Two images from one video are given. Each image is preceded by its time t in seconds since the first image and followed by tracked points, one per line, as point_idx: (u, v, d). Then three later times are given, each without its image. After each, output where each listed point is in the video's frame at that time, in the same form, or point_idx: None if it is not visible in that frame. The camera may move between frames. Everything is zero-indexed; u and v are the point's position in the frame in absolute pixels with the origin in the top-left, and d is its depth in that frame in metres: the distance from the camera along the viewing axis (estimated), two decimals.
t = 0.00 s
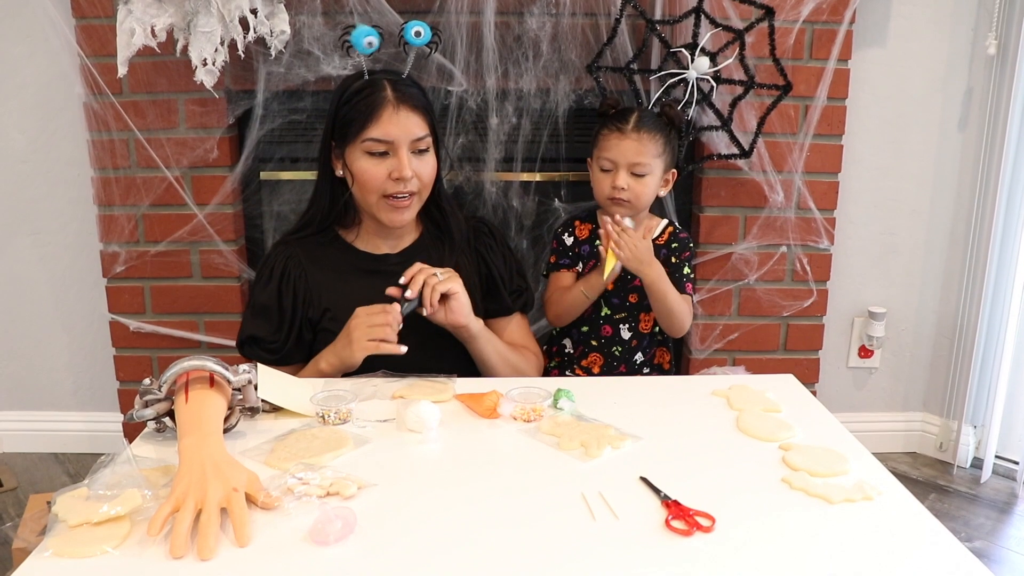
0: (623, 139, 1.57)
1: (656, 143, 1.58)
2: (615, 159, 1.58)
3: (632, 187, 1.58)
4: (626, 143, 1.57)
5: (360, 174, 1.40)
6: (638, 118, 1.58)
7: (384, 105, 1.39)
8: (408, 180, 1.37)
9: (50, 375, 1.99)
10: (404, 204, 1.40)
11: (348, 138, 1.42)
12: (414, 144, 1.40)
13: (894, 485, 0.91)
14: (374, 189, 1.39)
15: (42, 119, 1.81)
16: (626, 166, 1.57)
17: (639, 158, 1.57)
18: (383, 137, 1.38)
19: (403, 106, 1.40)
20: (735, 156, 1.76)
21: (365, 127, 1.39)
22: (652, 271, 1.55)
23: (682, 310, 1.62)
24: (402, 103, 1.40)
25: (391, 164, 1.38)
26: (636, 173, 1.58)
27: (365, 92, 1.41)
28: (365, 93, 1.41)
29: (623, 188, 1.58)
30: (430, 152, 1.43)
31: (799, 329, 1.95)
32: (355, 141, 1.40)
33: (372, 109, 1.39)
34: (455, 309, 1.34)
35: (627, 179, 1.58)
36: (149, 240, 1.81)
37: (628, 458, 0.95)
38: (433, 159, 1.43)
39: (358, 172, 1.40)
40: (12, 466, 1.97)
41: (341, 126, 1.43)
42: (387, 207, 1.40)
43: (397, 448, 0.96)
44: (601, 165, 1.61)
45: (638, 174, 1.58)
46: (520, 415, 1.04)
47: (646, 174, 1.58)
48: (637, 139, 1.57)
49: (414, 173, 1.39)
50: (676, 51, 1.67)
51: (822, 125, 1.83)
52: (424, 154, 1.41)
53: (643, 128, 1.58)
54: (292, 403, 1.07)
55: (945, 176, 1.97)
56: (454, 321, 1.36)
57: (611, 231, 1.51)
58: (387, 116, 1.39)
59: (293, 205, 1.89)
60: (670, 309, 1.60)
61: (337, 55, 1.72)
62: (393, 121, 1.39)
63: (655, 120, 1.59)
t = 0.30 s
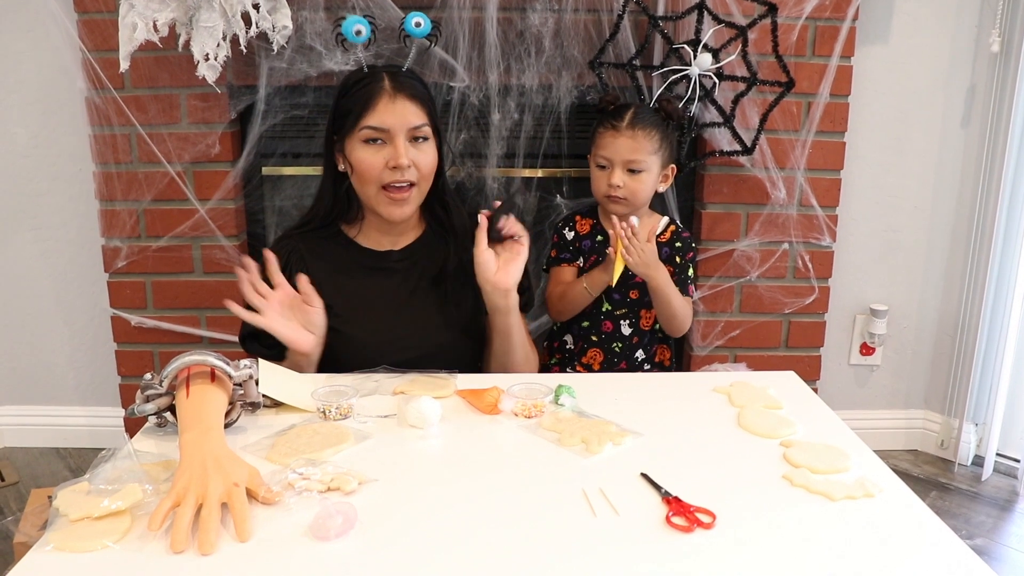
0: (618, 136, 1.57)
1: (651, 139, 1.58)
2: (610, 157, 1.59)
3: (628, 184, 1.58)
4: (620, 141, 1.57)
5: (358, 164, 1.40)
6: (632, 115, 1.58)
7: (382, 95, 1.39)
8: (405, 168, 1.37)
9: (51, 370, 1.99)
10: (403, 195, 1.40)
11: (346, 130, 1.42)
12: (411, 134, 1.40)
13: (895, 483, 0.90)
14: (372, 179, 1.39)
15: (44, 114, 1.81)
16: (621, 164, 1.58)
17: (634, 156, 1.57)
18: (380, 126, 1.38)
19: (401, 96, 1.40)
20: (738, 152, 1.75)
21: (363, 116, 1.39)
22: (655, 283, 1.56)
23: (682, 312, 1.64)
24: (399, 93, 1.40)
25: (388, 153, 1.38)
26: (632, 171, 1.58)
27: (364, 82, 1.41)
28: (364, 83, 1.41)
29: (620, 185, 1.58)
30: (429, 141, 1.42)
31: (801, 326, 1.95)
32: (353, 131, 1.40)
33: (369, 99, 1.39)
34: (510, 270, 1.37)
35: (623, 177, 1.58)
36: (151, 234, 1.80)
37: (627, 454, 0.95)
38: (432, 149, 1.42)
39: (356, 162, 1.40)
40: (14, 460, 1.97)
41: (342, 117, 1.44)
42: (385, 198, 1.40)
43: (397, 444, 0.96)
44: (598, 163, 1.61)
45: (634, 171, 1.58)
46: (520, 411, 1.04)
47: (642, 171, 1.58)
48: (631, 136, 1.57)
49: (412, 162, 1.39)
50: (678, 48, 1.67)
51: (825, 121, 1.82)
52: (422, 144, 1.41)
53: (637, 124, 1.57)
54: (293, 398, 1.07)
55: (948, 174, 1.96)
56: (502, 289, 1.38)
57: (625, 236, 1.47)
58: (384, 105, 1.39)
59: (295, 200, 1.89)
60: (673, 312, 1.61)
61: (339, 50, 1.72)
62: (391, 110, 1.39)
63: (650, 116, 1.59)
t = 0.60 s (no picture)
0: (615, 135, 1.57)
1: (647, 138, 1.57)
2: (607, 156, 1.59)
3: (625, 182, 1.58)
4: (616, 140, 1.57)
5: (352, 162, 1.40)
6: (628, 113, 1.58)
7: (374, 93, 1.40)
8: (397, 164, 1.36)
9: (52, 368, 1.99)
10: (399, 191, 1.39)
11: (343, 128, 1.43)
12: (404, 128, 1.39)
13: (895, 480, 0.90)
14: (366, 176, 1.38)
15: (45, 112, 1.81)
16: (618, 163, 1.58)
17: (631, 155, 1.57)
18: (371, 123, 1.39)
19: (393, 92, 1.40)
20: (738, 150, 1.75)
21: (355, 113, 1.40)
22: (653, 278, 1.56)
23: (681, 308, 1.64)
24: (391, 89, 1.40)
25: (380, 150, 1.38)
26: (629, 170, 1.58)
27: (358, 80, 1.42)
28: (360, 80, 1.42)
29: (616, 185, 1.58)
30: (425, 137, 1.41)
31: (802, 323, 1.95)
32: (348, 130, 1.41)
33: (362, 96, 1.40)
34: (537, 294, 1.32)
35: (620, 176, 1.58)
36: (151, 233, 1.80)
37: (627, 452, 0.95)
38: (426, 143, 1.41)
39: (352, 160, 1.40)
40: (14, 459, 1.97)
41: (338, 115, 1.45)
42: (380, 194, 1.39)
43: (397, 442, 0.96)
44: (596, 161, 1.61)
45: (631, 169, 1.58)
46: (520, 409, 1.04)
47: (638, 170, 1.58)
48: (627, 135, 1.57)
49: (405, 157, 1.38)
50: (678, 45, 1.67)
51: (826, 119, 1.82)
52: (417, 139, 1.40)
53: (633, 123, 1.57)
54: (294, 396, 1.07)
55: (948, 171, 1.96)
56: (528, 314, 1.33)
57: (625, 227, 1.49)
58: (377, 102, 1.39)
59: (295, 199, 1.88)
60: (669, 307, 1.61)
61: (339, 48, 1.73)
62: (383, 106, 1.39)
63: (647, 115, 1.58)
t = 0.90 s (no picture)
0: (618, 134, 1.57)
1: (651, 137, 1.57)
2: (610, 155, 1.59)
3: (629, 182, 1.58)
4: (620, 139, 1.57)
5: (359, 159, 1.40)
6: (631, 112, 1.58)
7: (376, 90, 1.40)
8: (403, 159, 1.37)
9: (52, 367, 1.99)
10: (406, 185, 1.40)
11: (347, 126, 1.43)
12: (409, 122, 1.40)
13: (896, 478, 0.90)
14: (373, 172, 1.39)
15: (45, 111, 1.81)
16: (621, 162, 1.58)
17: (634, 154, 1.57)
18: (374, 119, 1.39)
19: (394, 88, 1.40)
20: (739, 147, 1.75)
21: (358, 111, 1.40)
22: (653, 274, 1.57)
23: (683, 306, 1.63)
24: (392, 85, 1.40)
25: (385, 145, 1.38)
26: (633, 168, 1.58)
27: (359, 79, 1.42)
28: (361, 79, 1.42)
29: (620, 184, 1.58)
30: (429, 130, 1.42)
31: (802, 321, 1.94)
32: (352, 128, 1.42)
33: (364, 94, 1.40)
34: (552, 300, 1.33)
35: (623, 175, 1.58)
36: (151, 232, 1.80)
37: (627, 450, 0.95)
38: (431, 136, 1.42)
39: (357, 157, 1.41)
40: (15, 458, 1.97)
41: (341, 114, 1.45)
42: (390, 190, 1.40)
43: (397, 441, 0.96)
44: (598, 161, 1.61)
45: (635, 168, 1.58)
46: (521, 407, 1.04)
47: (642, 169, 1.58)
48: (631, 134, 1.56)
49: (411, 151, 1.39)
50: (678, 43, 1.67)
51: (826, 116, 1.81)
52: (421, 133, 1.41)
53: (638, 121, 1.57)
54: (294, 395, 1.07)
55: (948, 169, 1.96)
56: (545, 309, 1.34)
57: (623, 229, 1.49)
58: (379, 98, 1.40)
59: (294, 197, 1.88)
60: (671, 304, 1.61)
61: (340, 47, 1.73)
62: (385, 102, 1.39)
63: (650, 113, 1.58)
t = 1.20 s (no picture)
0: (620, 131, 1.57)
1: (652, 133, 1.57)
2: (612, 152, 1.58)
3: (631, 178, 1.58)
4: (623, 136, 1.57)
5: (369, 163, 1.40)
6: (634, 109, 1.58)
7: (379, 91, 1.40)
8: (413, 159, 1.36)
9: (53, 367, 1.99)
10: (418, 186, 1.39)
11: (355, 129, 1.43)
12: (416, 122, 1.39)
13: (897, 477, 0.90)
14: (384, 175, 1.38)
15: (45, 110, 1.81)
16: (624, 159, 1.58)
17: (637, 151, 1.56)
18: (382, 120, 1.38)
19: (398, 87, 1.40)
20: (739, 147, 1.75)
21: (365, 113, 1.40)
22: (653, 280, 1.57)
23: (686, 307, 1.64)
24: (396, 85, 1.40)
25: (394, 146, 1.37)
26: (635, 166, 1.58)
27: (363, 81, 1.43)
28: (366, 81, 1.42)
29: (623, 180, 1.58)
30: (437, 128, 1.41)
31: (803, 320, 1.94)
32: (359, 131, 1.41)
33: (370, 96, 1.40)
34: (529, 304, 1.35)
35: (626, 172, 1.58)
36: (152, 231, 1.80)
37: (628, 450, 0.95)
38: (439, 134, 1.41)
39: (367, 160, 1.40)
40: (15, 457, 1.97)
41: (347, 117, 1.45)
42: (401, 191, 1.39)
43: (398, 440, 0.96)
44: (601, 158, 1.61)
45: (637, 164, 1.58)
46: (521, 406, 1.04)
47: (644, 166, 1.58)
48: (633, 130, 1.57)
49: (421, 150, 1.38)
50: (679, 42, 1.66)
51: (827, 115, 1.81)
52: (429, 132, 1.40)
53: (640, 119, 1.57)
54: (295, 395, 1.06)
55: (948, 168, 1.96)
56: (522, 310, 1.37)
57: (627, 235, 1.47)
58: (385, 99, 1.39)
59: (295, 197, 1.87)
60: (674, 307, 1.61)
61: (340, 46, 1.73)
62: (390, 102, 1.39)
63: (652, 110, 1.58)
